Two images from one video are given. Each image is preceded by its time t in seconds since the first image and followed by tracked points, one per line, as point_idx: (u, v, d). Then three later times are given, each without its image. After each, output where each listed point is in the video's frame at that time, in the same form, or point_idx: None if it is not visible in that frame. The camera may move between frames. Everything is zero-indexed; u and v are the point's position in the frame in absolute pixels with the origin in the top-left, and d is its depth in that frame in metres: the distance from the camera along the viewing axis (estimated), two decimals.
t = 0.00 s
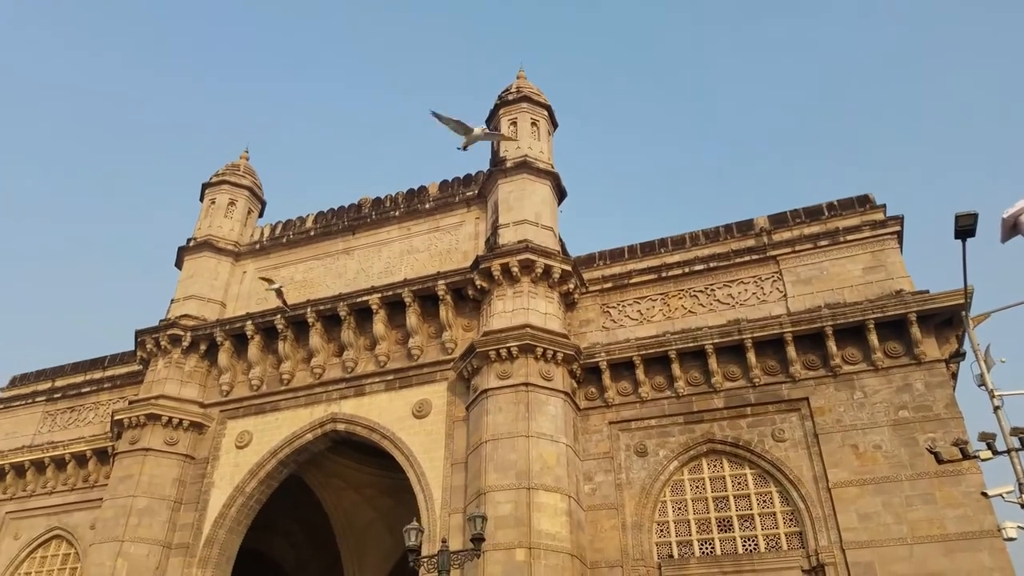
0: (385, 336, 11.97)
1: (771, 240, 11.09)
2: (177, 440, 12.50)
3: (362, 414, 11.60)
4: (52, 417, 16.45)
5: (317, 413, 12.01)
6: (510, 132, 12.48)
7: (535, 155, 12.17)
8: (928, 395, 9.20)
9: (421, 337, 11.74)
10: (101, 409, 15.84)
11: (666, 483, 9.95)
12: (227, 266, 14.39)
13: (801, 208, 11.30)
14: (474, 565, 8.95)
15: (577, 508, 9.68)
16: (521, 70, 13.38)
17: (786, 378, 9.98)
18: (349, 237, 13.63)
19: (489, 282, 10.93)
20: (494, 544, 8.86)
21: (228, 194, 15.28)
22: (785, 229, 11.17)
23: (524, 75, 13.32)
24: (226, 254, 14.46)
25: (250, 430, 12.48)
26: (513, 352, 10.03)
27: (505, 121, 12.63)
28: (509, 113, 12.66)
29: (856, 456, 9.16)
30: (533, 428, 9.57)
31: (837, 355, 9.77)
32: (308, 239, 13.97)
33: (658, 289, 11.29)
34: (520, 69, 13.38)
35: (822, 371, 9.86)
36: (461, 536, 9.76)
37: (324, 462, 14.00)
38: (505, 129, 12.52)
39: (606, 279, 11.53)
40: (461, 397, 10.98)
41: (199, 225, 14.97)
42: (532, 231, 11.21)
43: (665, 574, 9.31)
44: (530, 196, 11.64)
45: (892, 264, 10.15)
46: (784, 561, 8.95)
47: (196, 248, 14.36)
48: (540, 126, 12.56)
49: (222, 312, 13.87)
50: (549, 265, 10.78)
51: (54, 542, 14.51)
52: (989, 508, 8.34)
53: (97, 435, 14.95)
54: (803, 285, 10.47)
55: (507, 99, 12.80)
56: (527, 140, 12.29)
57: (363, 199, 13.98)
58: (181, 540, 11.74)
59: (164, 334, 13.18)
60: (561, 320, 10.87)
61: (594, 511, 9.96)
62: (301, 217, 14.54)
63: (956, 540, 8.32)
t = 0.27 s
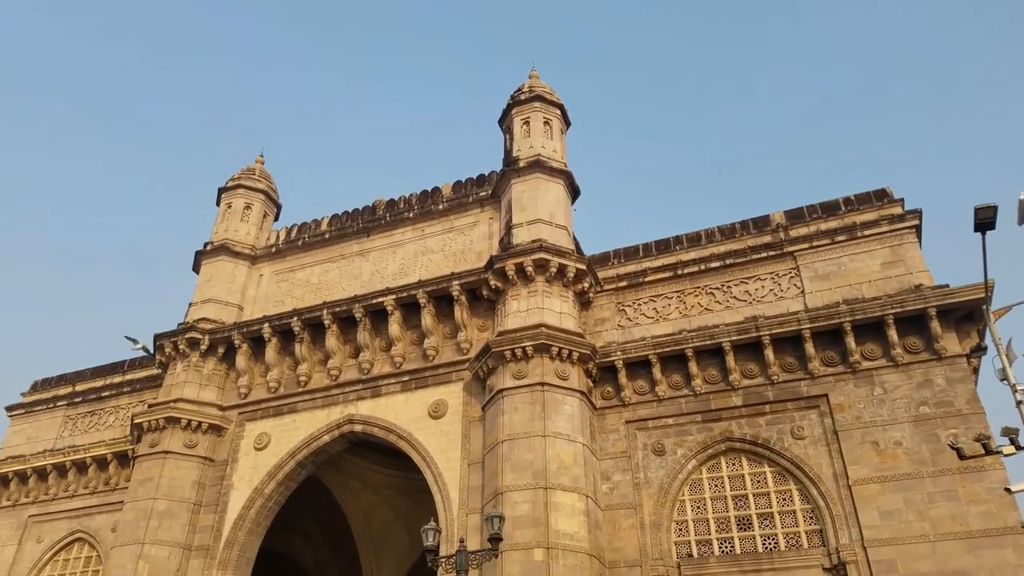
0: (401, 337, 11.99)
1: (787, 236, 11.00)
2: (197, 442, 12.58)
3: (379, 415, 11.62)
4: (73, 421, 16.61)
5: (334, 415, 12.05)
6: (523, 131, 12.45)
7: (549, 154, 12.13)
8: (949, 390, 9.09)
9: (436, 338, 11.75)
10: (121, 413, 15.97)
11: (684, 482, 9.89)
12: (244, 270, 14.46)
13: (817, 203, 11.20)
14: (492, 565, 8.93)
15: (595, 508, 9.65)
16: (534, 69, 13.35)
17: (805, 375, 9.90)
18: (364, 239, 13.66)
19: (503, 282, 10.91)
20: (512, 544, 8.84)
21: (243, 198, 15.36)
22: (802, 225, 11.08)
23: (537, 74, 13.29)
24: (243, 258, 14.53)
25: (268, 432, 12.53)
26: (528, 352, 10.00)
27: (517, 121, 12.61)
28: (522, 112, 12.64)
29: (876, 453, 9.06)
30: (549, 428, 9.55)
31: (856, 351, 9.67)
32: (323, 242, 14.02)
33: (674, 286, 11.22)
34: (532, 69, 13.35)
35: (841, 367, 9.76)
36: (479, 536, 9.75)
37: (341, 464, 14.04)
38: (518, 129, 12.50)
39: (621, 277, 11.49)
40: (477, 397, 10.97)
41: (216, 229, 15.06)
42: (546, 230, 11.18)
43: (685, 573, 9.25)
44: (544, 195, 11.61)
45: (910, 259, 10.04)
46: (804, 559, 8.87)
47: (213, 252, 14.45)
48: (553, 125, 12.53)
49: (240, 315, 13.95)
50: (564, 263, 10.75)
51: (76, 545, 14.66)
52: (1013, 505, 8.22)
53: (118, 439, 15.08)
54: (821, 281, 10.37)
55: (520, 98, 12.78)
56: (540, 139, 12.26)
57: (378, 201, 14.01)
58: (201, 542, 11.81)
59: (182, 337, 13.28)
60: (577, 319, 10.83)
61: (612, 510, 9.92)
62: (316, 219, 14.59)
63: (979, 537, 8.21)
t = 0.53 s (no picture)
0: (417, 339, 12.01)
1: (805, 233, 10.92)
2: (216, 445, 12.67)
3: (396, 417, 11.65)
4: (94, 425, 16.78)
5: (352, 417, 12.09)
6: (536, 131, 12.44)
7: (563, 154, 12.11)
8: (971, 386, 8.98)
9: (452, 339, 11.76)
10: (141, 416, 16.12)
11: (703, 482, 9.84)
12: (261, 274, 14.55)
13: (834, 199, 11.10)
14: (511, 565, 8.92)
15: (613, 508, 9.62)
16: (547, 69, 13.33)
17: (824, 372, 9.81)
18: (379, 241, 13.70)
19: (519, 282, 10.90)
20: (530, 545, 8.83)
21: (260, 203, 15.45)
22: (820, 221, 10.99)
23: (550, 74, 13.27)
24: (260, 262, 14.62)
25: (287, 434, 12.59)
26: (544, 352, 9.99)
27: (531, 121, 12.59)
28: (535, 112, 12.62)
29: (897, 451, 8.97)
30: (566, 428, 9.53)
31: (876, 348, 9.58)
32: (339, 244, 14.07)
33: (690, 285, 11.17)
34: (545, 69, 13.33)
35: (861, 364, 9.68)
36: (497, 537, 9.75)
37: (360, 465, 14.09)
38: (532, 129, 12.49)
39: (637, 276, 11.45)
40: (494, 398, 10.96)
41: (233, 233, 15.15)
42: (561, 230, 11.16)
43: (705, 573, 9.20)
44: (559, 194, 11.59)
45: (930, 254, 9.93)
46: (825, 558, 8.79)
47: (231, 257, 14.55)
48: (566, 124, 12.50)
49: (258, 318, 14.03)
50: (579, 263, 10.72)
51: (99, 548, 14.82)
52: None
53: (138, 442, 15.22)
54: (839, 278, 10.29)
55: (533, 99, 12.76)
56: (553, 138, 12.24)
57: (392, 204, 14.05)
58: (222, 544, 11.89)
59: (201, 341, 13.37)
60: (593, 319, 10.80)
61: (631, 510, 9.89)
62: (331, 222, 14.64)
63: (1003, 535, 8.11)
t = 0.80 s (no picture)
0: (433, 340, 12.03)
1: (823, 229, 10.83)
2: (236, 448, 12.75)
3: (414, 418, 11.67)
4: (116, 429, 16.94)
5: (370, 418, 12.13)
6: (550, 131, 12.43)
7: (576, 153, 12.09)
8: (993, 382, 8.87)
9: (469, 340, 11.76)
10: (162, 420, 16.25)
11: (723, 481, 9.78)
12: (278, 277, 14.63)
13: (852, 195, 11.01)
14: (531, 565, 8.92)
15: (632, 508, 9.59)
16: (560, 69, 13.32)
17: (844, 369, 9.73)
18: (395, 243, 13.73)
19: (534, 282, 10.89)
20: (549, 545, 8.82)
21: (276, 207, 15.53)
22: (837, 217, 10.90)
23: (563, 73, 13.25)
24: (277, 266, 14.71)
25: (306, 436, 12.65)
26: (560, 352, 9.97)
27: (544, 121, 12.58)
28: (548, 112, 12.61)
29: (919, 448, 8.88)
30: (584, 427, 9.51)
31: (896, 344, 9.49)
32: (355, 247, 14.13)
33: (707, 283, 11.11)
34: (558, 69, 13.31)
35: (881, 361, 9.58)
36: (516, 537, 9.75)
37: (378, 467, 14.12)
38: (545, 129, 12.48)
39: (653, 275, 11.40)
40: (511, 398, 10.95)
41: (250, 238, 15.25)
42: (576, 230, 11.13)
43: (726, 572, 9.15)
44: (573, 194, 11.57)
45: (950, 248, 9.82)
46: (848, 556, 8.71)
47: (248, 261, 14.64)
48: (580, 124, 12.47)
49: (276, 321, 14.10)
50: (594, 262, 10.70)
51: (121, 551, 14.95)
52: None
53: (159, 446, 15.35)
54: (858, 274, 10.20)
55: (546, 98, 12.75)
56: (567, 138, 12.22)
57: (407, 206, 14.09)
58: (243, 546, 11.97)
59: (220, 345, 13.47)
60: (609, 318, 10.78)
61: (650, 510, 9.86)
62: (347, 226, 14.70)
63: None
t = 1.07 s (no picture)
0: (449, 341, 12.04)
1: (840, 225, 10.74)
2: (256, 451, 12.83)
3: (431, 419, 11.69)
4: (136, 433, 17.09)
5: (387, 420, 12.16)
6: (563, 131, 12.41)
7: (590, 152, 12.05)
8: (1016, 377, 8.76)
9: (484, 341, 11.76)
10: (182, 424, 16.38)
11: (742, 480, 9.72)
12: (295, 281, 14.70)
13: (869, 190, 10.91)
14: (550, 566, 8.90)
15: (651, 508, 9.55)
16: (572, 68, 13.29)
17: (863, 366, 9.64)
18: (410, 246, 13.77)
19: (549, 283, 10.88)
20: (568, 545, 8.80)
21: (292, 211, 15.61)
22: (855, 213, 10.80)
23: (575, 73, 13.22)
24: (294, 270, 14.78)
25: (324, 438, 12.71)
26: (576, 352, 9.95)
27: (557, 121, 12.56)
28: (561, 112, 12.59)
29: (941, 444, 8.79)
30: (601, 427, 9.48)
31: (916, 340, 9.39)
32: (370, 250, 14.17)
33: (724, 281, 11.05)
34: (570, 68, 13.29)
35: (901, 357, 9.49)
36: (535, 538, 9.73)
37: (395, 468, 14.15)
38: (558, 129, 12.46)
39: (669, 273, 11.36)
40: (527, 399, 10.94)
41: (266, 242, 15.34)
42: (591, 229, 11.11)
43: (746, 571, 9.09)
44: (587, 193, 11.54)
45: (970, 242, 9.70)
46: (869, 555, 8.63)
47: (265, 265, 14.72)
48: (593, 123, 12.44)
49: (293, 325, 14.17)
50: (609, 262, 10.66)
51: (143, 554, 15.07)
52: None
53: (179, 450, 15.47)
54: (877, 270, 10.10)
55: (559, 98, 12.74)
56: (580, 137, 12.20)
57: (421, 208, 14.11)
58: (263, 549, 12.03)
59: (238, 349, 13.55)
60: (625, 318, 10.74)
61: (669, 510, 9.82)
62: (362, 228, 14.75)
63: None
